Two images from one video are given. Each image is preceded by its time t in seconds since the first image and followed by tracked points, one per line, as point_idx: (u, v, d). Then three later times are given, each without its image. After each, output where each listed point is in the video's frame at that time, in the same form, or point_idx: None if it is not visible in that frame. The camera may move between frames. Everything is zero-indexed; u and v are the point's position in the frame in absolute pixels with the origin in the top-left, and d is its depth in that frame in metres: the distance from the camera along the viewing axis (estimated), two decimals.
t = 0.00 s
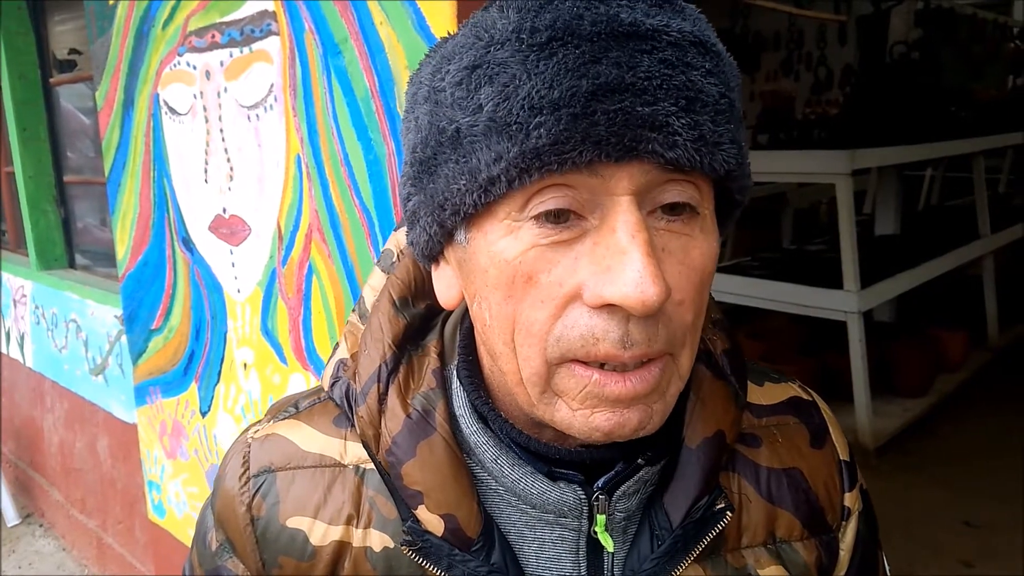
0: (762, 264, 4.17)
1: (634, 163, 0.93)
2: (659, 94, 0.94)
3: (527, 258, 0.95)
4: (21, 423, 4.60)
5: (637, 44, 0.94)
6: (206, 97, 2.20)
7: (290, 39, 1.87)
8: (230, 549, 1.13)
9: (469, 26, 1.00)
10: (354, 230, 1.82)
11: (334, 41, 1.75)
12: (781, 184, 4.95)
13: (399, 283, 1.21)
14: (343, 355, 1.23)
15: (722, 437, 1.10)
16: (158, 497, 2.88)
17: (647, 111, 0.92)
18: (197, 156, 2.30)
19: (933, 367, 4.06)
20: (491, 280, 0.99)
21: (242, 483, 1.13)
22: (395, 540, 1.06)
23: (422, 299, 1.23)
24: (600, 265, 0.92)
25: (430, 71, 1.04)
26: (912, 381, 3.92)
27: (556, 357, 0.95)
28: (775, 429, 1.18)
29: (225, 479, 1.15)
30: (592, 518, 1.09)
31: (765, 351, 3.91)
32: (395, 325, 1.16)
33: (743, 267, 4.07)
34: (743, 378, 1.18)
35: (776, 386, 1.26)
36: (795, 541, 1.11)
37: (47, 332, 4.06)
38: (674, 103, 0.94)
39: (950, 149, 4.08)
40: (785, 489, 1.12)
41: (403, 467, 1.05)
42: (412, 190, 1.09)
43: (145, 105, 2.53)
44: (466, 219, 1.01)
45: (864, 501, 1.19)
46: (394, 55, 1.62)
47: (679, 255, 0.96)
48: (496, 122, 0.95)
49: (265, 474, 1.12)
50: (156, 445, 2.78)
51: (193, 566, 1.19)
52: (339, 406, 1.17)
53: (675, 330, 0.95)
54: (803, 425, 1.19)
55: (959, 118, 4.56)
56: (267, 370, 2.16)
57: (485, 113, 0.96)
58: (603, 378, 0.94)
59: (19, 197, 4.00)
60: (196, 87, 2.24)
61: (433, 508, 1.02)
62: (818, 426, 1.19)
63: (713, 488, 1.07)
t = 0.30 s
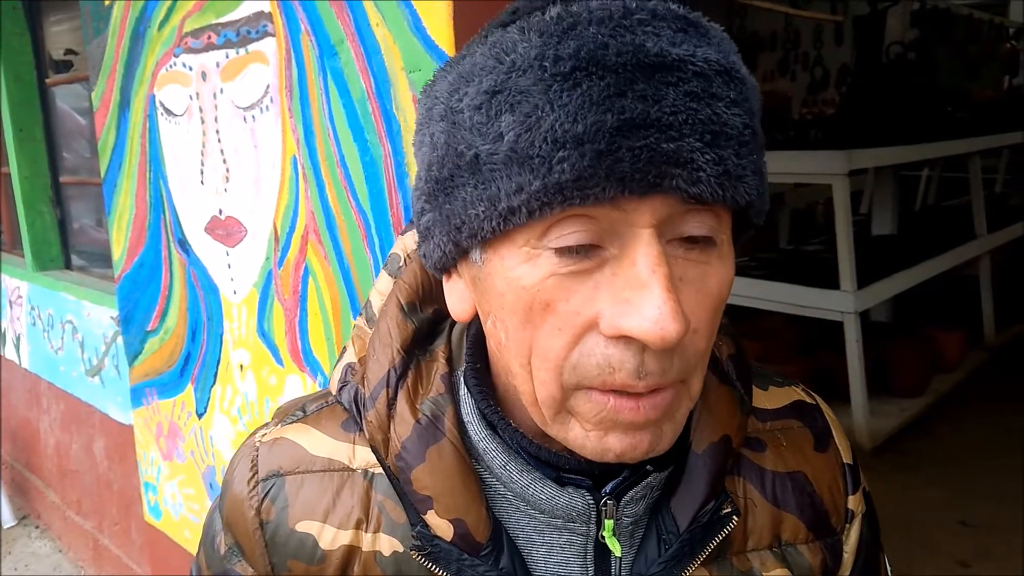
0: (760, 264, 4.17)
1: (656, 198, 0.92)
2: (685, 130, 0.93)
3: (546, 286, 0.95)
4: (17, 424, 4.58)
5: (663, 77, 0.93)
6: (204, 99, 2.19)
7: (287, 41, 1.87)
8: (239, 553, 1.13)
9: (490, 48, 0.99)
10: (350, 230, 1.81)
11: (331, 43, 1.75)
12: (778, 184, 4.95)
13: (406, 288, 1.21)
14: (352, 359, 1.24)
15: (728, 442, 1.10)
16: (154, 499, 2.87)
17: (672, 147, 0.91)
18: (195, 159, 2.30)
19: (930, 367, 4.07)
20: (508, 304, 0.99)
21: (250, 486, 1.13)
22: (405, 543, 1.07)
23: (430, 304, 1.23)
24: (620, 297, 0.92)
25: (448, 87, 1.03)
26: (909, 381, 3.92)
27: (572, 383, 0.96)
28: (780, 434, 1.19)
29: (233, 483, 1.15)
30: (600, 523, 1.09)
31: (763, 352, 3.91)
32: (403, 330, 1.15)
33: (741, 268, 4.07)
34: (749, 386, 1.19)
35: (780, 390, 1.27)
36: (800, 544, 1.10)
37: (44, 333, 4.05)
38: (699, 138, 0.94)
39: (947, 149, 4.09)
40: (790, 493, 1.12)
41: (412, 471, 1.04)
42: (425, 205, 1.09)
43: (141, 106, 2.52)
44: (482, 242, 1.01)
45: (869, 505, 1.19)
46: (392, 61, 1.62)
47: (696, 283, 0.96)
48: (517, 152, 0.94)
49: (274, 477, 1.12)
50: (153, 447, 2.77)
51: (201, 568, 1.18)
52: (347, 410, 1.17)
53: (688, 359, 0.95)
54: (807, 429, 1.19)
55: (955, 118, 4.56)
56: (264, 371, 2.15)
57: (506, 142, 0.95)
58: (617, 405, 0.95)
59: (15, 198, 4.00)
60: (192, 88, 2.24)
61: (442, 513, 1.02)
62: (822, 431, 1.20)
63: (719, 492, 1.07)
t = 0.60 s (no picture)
0: (757, 264, 4.18)
1: (644, 175, 0.93)
2: (669, 110, 0.94)
3: (545, 270, 0.95)
4: (13, 425, 4.58)
5: (646, 61, 0.94)
6: (201, 100, 2.20)
7: (283, 42, 1.87)
8: (254, 546, 1.13)
9: (481, 45, 1.00)
10: (347, 229, 1.82)
11: (328, 43, 1.76)
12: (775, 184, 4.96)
13: (418, 287, 1.21)
14: (365, 357, 1.25)
15: (735, 438, 1.10)
16: (152, 499, 2.87)
17: (657, 126, 0.92)
18: (192, 159, 2.30)
19: (927, 366, 4.08)
20: (509, 293, 0.99)
21: (265, 481, 1.13)
22: (416, 537, 1.06)
23: (442, 302, 1.22)
24: (615, 276, 0.92)
25: (444, 90, 1.04)
26: (906, 380, 3.93)
27: (583, 371, 0.95)
28: (788, 429, 1.18)
29: (250, 478, 1.15)
30: (607, 517, 1.09)
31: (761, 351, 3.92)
32: (415, 328, 1.16)
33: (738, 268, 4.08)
34: (756, 380, 1.19)
35: (789, 387, 1.26)
36: (809, 539, 1.11)
37: (40, 333, 4.04)
38: (684, 117, 0.94)
39: (943, 149, 4.10)
40: (798, 488, 1.13)
41: (422, 465, 1.05)
42: (427, 204, 1.10)
43: (138, 106, 2.52)
44: (482, 233, 1.02)
45: (878, 500, 1.19)
46: (388, 60, 1.62)
47: (691, 266, 0.96)
48: (509, 140, 0.95)
49: (288, 473, 1.12)
50: (150, 447, 2.77)
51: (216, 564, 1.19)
52: (361, 407, 1.18)
53: (687, 340, 0.94)
54: (816, 425, 1.19)
55: (951, 118, 4.57)
56: (262, 371, 2.16)
57: (498, 131, 0.96)
58: (628, 387, 0.93)
59: (11, 199, 3.98)
60: (189, 88, 2.24)
61: (452, 506, 1.02)
62: (831, 427, 1.19)
63: (726, 486, 1.07)
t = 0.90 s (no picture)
0: (752, 263, 4.20)
1: (624, 153, 0.94)
2: (646, 89, 0.95)
3: (527, 247, 0.96)
4: (11, 425, 4.58)
5: (625, 42, 0.96)
6: (199, 99, 2.20)
7: (281, 41, 1.88)
8: (243, 530, 1.14)
9: (467, 30, 1.02)
10: (344, 229, 1.83)
11: (325, 44, 1.77)
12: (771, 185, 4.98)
13: (409, 277, 1.24)
14: (355, 347, 1.26)
15: (717, 427, 1.12)
16: (149, 498, 2.88)
17: (635, 104, 0.94)
18: (189, 157, 2.31)
19: (920, 365, 4.10)
20: (493, 271, 1.00)
21: (255, 466, 1.15)
22: (401, 520, 1.08)
23: (432, 292, 1.25)
24: (595, 252, 0.93)
25: (432, 74, 1.06)
26: (901, 379, 3.95)
27: (559, 346, 0.96)
28: (773, 421, 1.20)
29: (241, 464, 1.17)
30: (589, 502, 1.10)
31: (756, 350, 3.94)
32: (404, 316, 1.18)
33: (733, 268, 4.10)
34: (741, 372, 1.20)
35: (776, 380, 1.28)
36: (791, 530, 1.13)
37: (37, 333, 4.05)
38: (661, 96, 0.96)
39: (937, 149, 4.11)
40: (781, 479, 1.14)
41: (408, 449, 1.06)
42: (416, 189, 1.11)
43: (136, 106, 2.53)
44: (467, 212, 1.03)
45: (864, 492, 1.20)
46: (384, 58, 1.64)
47: (668, 244, 0.97)
48: (493, 118, 0.97)
49: (278, 458, 1.14)
50: (148, 446, 2.78)
51: (206, 551, 1.20)
52: (350, 395, 1.19)
53: (665, 317, 0.95)
54: (801, 418, 1.20)
55: (945, 120, 4.59)
56: (259, 369, 2.17)
57: (482, 109, 0.97)
58: (601, 364, 0.95)
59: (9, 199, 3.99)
60: (187, 88, 2.25)
61: (436, 489, 1.03)
62: (816, 420, 1.21)
63: (707, 474, 1.08)
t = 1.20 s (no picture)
0: (749, 264, 4.21)
1: (599, 159, 0.96)
2: (620, 95, 0.98)
3: (504, 252, 0.98)
4: (9, 425, 4.59)
5: (598, 49, 0.98)
6: (197, 102, 2.22)
7: (280, 47, 1.90)
8: (212, 533, 1.16)
9: (440, 36, 1.04)
10: (340, 231, 1.84)
11: (322, 48, 1.78)
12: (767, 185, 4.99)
13: (381, 279, 1.26)
14: (328, 348, 1.28)
15: (684, 428, 1.14)
16: (148, 497, 2.89)
17: (610, 109, 0.96)
18: (187, 160, 2.32)
19: (915, 365, 4.11)
20: (470, 276, 1.01)
21: (224, 469, 1.16)
22: (372, 522, 1.10)
23: (405, 294, 1.27)
24: (572, 255, 0.95)
25: (405, 80, 1.07)
26: (896, 378, 3.97)
27: (541, 348, 0.97)
28: (737, 423, 1.22)
29: (208, 466, 1.18)
30: (560, 502, 1.11)
31: (750, 350, 3.97)
32: (377, 318, 1.20)
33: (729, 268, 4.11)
34: (707, 374, 1.23)
35: (740, 383, 1.30)
36: (755, 530, 1.15)
37: (35, 334, 4.07)
38: (634, 102, 0.98)
39: (932, 150, 4.13)
40: (746, 479, 1.16)
41: (381, 451, 1.08)
42: (390, 195, 1.12)
43: (135, 108, 2.54)
44: (443, 219, 1.04)
45: (824, 493, 1.23)
46: (381, 63, 1.65)
47: (642, 246, 0.99)
48: (469, 124, 0.98)
49: (247, 459, 1.16)
50: (147, 446, 2.80)
51: (175, 553, 1.22)
52: (322, 397, 1.22)
53: (642, 318, 0.97)
54: (764, 420, 1.23)
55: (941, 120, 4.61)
56: (258, 369, 2.18)
57: (459, 116, 0.99)
58: (586, 363, 0.96)
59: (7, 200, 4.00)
60: (185, 91, 2.26)
61: (409, 490, 1.05)
62: (779, 423, 1.23)
63: (675, 474, 1.10)
